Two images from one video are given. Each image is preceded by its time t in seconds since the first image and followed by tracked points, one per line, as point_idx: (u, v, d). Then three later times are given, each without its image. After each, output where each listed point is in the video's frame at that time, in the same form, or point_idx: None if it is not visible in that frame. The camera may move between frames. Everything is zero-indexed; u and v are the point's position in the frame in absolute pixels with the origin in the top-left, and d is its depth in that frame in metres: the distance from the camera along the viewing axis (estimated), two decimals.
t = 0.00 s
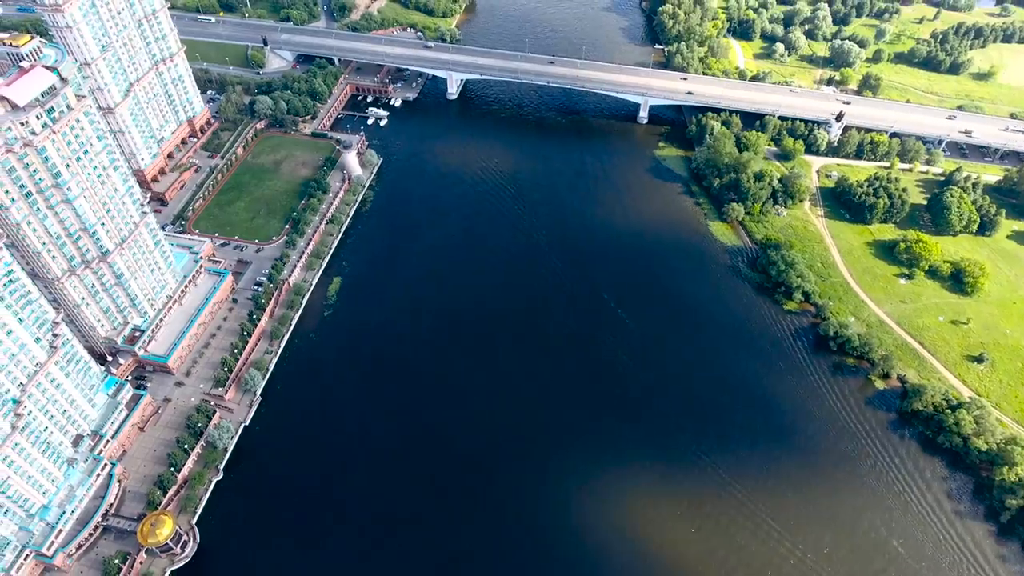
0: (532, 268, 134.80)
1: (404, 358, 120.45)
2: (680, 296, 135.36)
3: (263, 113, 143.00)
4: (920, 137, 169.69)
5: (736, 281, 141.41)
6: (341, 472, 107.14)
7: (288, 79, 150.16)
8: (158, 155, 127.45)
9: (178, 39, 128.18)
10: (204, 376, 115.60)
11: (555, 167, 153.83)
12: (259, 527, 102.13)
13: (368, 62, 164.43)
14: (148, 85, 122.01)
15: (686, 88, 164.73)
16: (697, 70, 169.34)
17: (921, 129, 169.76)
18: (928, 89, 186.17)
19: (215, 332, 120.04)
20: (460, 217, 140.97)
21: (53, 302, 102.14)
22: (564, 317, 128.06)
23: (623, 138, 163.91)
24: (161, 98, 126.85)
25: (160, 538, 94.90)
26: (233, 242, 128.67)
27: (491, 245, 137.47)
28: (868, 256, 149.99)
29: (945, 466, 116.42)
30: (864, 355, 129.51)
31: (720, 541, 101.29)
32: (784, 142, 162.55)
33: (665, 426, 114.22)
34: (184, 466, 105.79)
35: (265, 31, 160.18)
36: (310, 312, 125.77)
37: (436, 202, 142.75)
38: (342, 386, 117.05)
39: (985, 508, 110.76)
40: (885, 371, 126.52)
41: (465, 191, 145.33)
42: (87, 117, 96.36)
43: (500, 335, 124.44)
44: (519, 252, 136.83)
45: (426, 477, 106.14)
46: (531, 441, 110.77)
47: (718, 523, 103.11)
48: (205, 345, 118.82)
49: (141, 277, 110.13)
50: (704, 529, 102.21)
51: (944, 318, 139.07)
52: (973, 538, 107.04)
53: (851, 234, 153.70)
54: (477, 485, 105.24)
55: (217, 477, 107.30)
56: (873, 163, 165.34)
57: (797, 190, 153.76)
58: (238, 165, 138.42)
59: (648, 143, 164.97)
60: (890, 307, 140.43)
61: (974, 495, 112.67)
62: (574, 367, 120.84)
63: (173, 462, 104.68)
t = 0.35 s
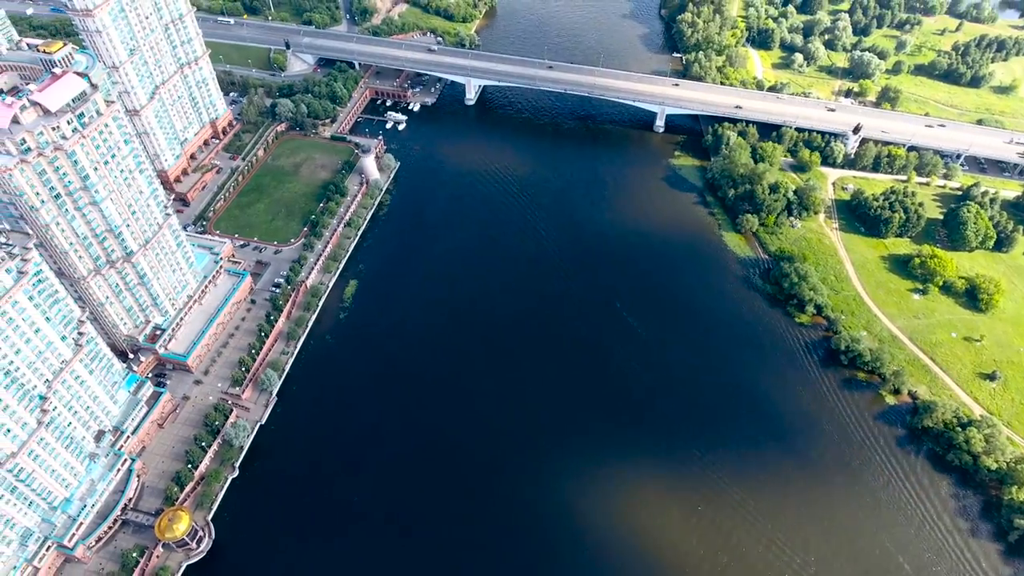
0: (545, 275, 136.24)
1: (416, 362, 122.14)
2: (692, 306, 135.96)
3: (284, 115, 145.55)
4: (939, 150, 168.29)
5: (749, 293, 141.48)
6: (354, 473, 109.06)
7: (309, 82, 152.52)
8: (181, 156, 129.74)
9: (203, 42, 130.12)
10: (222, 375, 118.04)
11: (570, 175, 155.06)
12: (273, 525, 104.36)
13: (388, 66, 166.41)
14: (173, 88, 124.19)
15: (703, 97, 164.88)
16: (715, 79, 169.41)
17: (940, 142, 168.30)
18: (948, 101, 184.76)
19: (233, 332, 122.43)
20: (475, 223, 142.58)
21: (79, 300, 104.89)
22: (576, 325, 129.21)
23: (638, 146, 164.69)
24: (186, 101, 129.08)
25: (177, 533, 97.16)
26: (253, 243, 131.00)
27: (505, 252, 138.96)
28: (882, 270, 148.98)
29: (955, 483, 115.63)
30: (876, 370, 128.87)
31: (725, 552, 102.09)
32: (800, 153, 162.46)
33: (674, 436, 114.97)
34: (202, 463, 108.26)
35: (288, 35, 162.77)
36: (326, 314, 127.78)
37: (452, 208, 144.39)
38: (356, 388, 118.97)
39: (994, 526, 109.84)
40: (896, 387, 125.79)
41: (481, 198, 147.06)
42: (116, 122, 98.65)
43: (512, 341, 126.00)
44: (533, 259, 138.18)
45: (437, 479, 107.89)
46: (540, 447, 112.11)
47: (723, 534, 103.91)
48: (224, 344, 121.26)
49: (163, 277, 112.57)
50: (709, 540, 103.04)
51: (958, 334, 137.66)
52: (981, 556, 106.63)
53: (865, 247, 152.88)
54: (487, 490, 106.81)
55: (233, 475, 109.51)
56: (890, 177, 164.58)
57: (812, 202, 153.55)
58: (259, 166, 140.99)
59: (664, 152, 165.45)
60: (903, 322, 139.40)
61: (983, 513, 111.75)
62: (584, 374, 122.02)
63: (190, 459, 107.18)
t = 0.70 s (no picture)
0: (556, 282, 137.45)
1: (428, 366, 123.79)
2: (702, 316, 136.51)
3: (303, 119, 148.19)
4: (956, 164, 167.06)
5: (760, 303, 141.55)
6: (365, 474, 110.93)
7: (328, 86, 154.27)
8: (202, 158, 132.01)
9: (225, 46, 132.19)
10: (238, 374, 120.38)
11: (584, 183, 156.18)
12: (286, 523, 106.46)
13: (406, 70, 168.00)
14: (196, 91, 126.37)
15: (719, 106, 165.05)
16: (731, 88, 169.52)
17: (958, 155, 166.97)
18: (966, 114, 183.44)
19: (250, 332, 124.72)
20: (489, 228, 144.16)
21: (102, 299, 107.50)
22: (586, 332, 130.28)
23: (653, 155, 165.38)
24: (208, 103, 131.32)
25: (192, 529, 99.78)
26: (270, 245, 133.23)
27: (518, 258, 140.28)
28: (895, 283, 148.30)
29: (963, 499, 115.09)
30: (885, 385, 128.54)
31: (729, 561, 102.62)
32: (815, 165, 162.42)
33: (682, 445, 115.47)
34: (217, 460, 110.53)
35: (308, 38, 166.01)
36: (341, 316, 129.62)
37: (466, 213, 146.12)
38: (369, 391, 120.81)
39: (1001, 544, 109.33)
40: (905, 401, 125.45)
41: (495, 203, 148.76)
42: (141, 127, 100.85)
43: (523, 347, 127.31)
44: (545, 265, 139.58)
45: (446, 483, 109.47)
46: (548, 453, 113.26)
47: (727, 544, 104.48)
48: (240, 344, 123.61)
49: (184, 277, 114.95)
50: (712, 549, 103.62)
51: (969, 350, 136.69)
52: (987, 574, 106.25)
53: (878, 260, 152.33)
54: (495, 494, 108.24)
55: (247, 474, 111.70)
56: (905, 190, 163.97)
57: (826, 214, 153.48)
58: (278, 168, 143.51)
59: (678, 160, 165.98)
60: (914, 337, 138.69)
61: (990, 531, 111.16)
62: (594, 382, 123.08)
63: (207, 456, 109.51)
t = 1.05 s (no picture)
0: (571, 289, 138.58)
1: (442, 369, 125.51)
2: (717, 328, 136.82)
3: (327, 121, 151.26)
4: (978, 180, 165.04)
5: (774, 316, 141.18)
6: (378, 474, 112.84)
7: (352, 89, 157.99)
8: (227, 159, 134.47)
9: (253, 49, 134.43)
10: (258, 372, 123.04)
11: (602, 191, 157.23)
12: (300, 520, 108.71)
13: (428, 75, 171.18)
14: (223, 93, 128.72)
15: (739, 117, 164.85)
16: (752, 99, 169.24)
17: (981, 171, 164.84)
18: (990, 129, 181.10)
19: (270, 331, 127.29)
20: (506, 234, 145.77)
21: (129, 297, 110.42)
22: (599, 340, 131.18)
23: (671, 164, 165.84)
24: (234, 105, 133.72)
25: (211, 523, 102.01)
26: (292, 246, 135.87)
27: (534, 264, 141.60)
28: (912, 299, 147.02)
29: (974, 520, 114.05)
30: (898, 402, 127.71)
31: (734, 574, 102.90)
32: (835, 178, 161.82)
33: (691, 456, 115.88)
34: (235, 457, 113.08)
35: (333, 41, 169.08)
36: (358, 317, 131.69)
37: (484, 219, 148.01)
38: (383, 392, 122.77)
39: (1011, 566, 108.28)
40: (918, 419, 124.56)
41: (512, 210, 150.45)
42: (171, 131, 103.24)
43: (537, 353, 128.52)
44: (560, 272, 140.84)
45: (458, 487, 110.89)
46: (558, 459, 114.29)
47: (733, 556, 104.80)
48: (261, 343, 126.24)
49: (207, 277, 117.53)
50: (718, 561, 103.92)
51: (985, 369, 134.95)
52: None
53: (896, 276, 151.19)
54: (504, 498, 109.56)
55: (264, 470, 113.97)
56: (925, 205, 162.68)
57: (844, 228, 152.83)
58: (301, 170, 146.58)
59: (697, 170, 166.28)
60: (929, 355, 137.32)
61: (1000, 552, 110.16)
62: (606, 390, 123.95)
63: (226, 452, 112.05)
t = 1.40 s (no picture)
0: (590, 297, 139.27)
1: (459, 372, 126.94)
2: (736, 340, 135.76)
3: (356, 123, 154.14)
4: (1009, 200, 161.62)
5: (794, 331, 139.81)
6: (394, 474, 114.61)
7: (381, 92, 160.82)
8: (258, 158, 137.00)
9: (287, 52, 136.87)
10: (281, 369, 125.80)
11: (626, 201, 157.83)
12: (316, 516, 111.00)
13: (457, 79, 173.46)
14: (257, 94, 131.36)
15: (766, 130, 164.19)
16: (780, 111, 168.21)
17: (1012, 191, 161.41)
18: None
19: (295, 329, 130.04)
20: (528, 241, 147.16)
21: (161, 292, 113.69)
22: (616, 348, 131.39)
23: (695, 175, 165.66)
24: (267, 106, 136.36)
25: (232, 515, 105.53)
26: (318, 246, 138.76)
27: (554, 271, 142.76)
28: (934, 320, 144.16)
29: (991, 546, 111.18)
30: (917, 423, 125.37)
31: None
32: (860, 194, 160.51)
33: (704, 467, 115.34)
34: (257, 451, 115.94)
35: (365, 44, 172.34)
36: (380, 318, 133.76)
37: (507, 224, 149.60)
38: (401, 393, 124.54)
39: None
40: (937, 441, 121.93)
41: (535, 216, 151.80)
42: (207, 133, 105.78)
43: (554, 359, 129.11)
44: (580, 280, 141.83)
45: (472, 491, 111.84)
46: (570, 466, 114.60)
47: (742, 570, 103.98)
48: (285, 340, 129.11)
49: (236, 275, 120.42)
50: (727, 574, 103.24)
51: (1008, 394, 131.33)
52: None
53: (919, 295, 148.72)
54: (515, 502, 110.32)
55: (285, 465, 116.70)
56: (952, 225, 160.24)
57: (868, 245, 150.90)
58: (329, 171, 149.77)
59: (721, 182, 165.90)
60: (951, 376, 134.29)
61: None
62: (623, 400, 123.69)
63: (248, 446, 114.92)
